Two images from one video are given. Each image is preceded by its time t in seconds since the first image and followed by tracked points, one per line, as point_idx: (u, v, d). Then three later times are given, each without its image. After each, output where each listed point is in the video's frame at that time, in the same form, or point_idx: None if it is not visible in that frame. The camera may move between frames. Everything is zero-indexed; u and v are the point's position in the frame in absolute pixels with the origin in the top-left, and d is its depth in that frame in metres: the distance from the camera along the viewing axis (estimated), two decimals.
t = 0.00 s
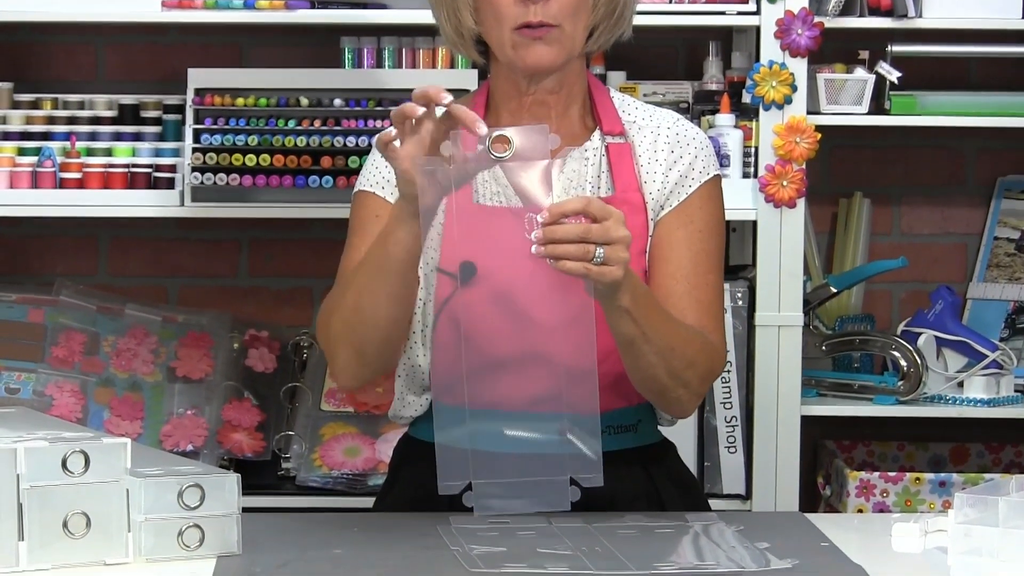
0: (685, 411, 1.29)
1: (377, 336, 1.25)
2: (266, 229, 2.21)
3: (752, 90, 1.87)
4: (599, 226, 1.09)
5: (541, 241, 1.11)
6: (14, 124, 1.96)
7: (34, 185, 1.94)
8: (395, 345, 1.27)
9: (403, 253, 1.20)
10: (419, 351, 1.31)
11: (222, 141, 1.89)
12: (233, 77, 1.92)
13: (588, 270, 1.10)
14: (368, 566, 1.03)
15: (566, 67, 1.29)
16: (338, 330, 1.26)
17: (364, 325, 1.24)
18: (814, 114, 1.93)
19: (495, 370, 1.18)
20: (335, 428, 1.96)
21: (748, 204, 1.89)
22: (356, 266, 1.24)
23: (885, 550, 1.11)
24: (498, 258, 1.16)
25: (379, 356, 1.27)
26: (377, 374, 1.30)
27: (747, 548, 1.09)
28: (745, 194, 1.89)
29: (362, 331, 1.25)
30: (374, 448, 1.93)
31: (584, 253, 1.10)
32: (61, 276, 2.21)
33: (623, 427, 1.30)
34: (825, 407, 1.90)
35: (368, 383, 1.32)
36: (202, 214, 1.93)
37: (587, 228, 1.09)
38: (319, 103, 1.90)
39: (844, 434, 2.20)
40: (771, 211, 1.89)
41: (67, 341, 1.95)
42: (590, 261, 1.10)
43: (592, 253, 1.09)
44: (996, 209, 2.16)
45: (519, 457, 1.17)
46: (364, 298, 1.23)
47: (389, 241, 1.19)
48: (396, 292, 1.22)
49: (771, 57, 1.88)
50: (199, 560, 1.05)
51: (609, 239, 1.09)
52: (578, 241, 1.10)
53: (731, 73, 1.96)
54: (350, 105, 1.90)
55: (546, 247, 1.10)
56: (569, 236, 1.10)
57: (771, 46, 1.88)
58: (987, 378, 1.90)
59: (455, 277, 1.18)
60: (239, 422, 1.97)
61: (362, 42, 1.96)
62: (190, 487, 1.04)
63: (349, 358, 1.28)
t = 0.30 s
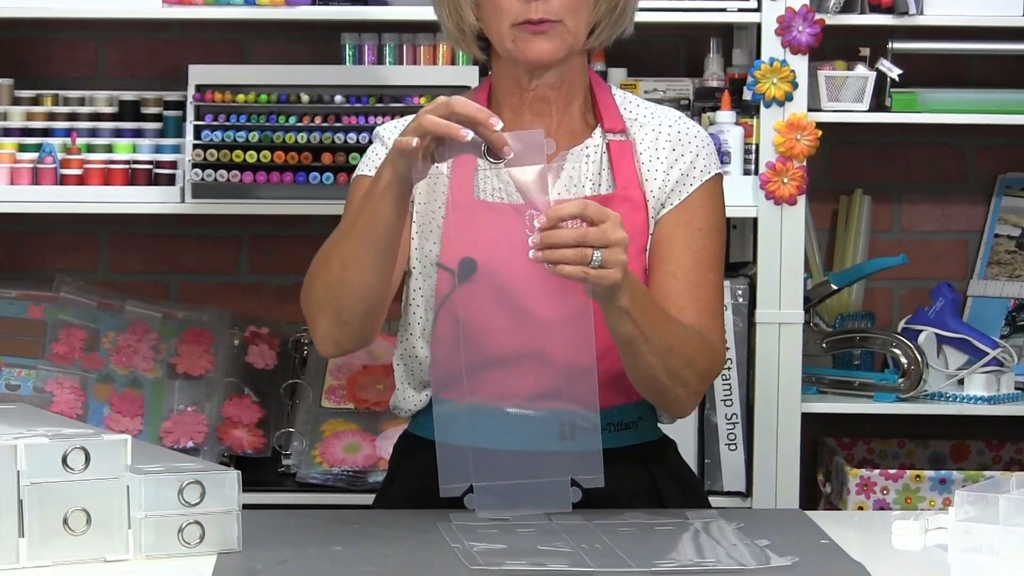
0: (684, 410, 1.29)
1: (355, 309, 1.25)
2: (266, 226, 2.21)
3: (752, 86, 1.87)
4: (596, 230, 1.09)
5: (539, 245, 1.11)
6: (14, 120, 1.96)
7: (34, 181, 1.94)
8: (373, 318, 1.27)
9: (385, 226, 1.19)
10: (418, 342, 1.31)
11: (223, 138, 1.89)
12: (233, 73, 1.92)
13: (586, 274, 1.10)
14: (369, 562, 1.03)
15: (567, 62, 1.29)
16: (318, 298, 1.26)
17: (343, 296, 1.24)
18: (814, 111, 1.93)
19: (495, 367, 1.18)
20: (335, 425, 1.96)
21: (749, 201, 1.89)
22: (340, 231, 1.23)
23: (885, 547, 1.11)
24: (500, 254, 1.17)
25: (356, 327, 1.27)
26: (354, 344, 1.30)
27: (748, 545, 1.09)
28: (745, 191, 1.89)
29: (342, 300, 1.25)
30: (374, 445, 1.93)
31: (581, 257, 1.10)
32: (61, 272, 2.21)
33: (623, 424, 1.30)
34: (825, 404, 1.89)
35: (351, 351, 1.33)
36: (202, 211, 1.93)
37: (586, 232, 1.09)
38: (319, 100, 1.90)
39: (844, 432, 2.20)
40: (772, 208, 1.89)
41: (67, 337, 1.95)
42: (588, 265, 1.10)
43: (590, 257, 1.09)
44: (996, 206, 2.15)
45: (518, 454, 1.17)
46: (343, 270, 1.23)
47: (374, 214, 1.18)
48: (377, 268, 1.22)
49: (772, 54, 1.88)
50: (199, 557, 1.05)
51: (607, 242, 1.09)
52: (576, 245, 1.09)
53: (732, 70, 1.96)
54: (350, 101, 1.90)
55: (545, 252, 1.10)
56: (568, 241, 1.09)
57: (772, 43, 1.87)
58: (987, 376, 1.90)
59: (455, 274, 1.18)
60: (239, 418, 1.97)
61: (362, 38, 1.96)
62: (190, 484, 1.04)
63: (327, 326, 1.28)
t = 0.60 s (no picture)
0: (683, 410, 1.29)
1: (351, 310, 1.25)
2: (266, 226, 2.21)
3: (752, 86, 1.87)
4: (605, 225, 1.09)
5: (547, 241, 1.11)
6: (14, 120, 1.97)
7: (34, 181, 1.94)
8: (370, 320, 1.27)
9: (381, 229, 1.19)
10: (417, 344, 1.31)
11: (222, 138, 1.89)
12: (233, 73, 1.92)
13: (595, 271, 1.10)
14: (368, 561, 1.03)
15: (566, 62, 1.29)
16: (315, 299, 1.26)
17: (339, 297, 1.24)
18: (814, 110, 1.93)
19: (496, 367, 1.17)
20: (335, 424, 1.96)
21: (748, 201, 1.90)
22: (337, 232, 1.24)
23: (885, 546, 1.11)
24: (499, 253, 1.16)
25: (353, 330, 1.27)
26: (351, 347, 1.30)
27: (747, 545, 1.09)
28: (745, 190, 1.89)
29: (338, 303, 1.25)
30: (374, 445, 1.93)
31: (591, 254, 1.10)
32: (61, 271, 2.21)
33: (623, 423, 1.31)
34: (824, 404, 1.89)
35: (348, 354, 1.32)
36: (202, 211, 1.93)
37: (595, 228, 1.09)
38: (319, 100, 1.91)
39: (844, 431, 2.20)
40: (771, 208, 1.89)
41: (67, 337, 1.95)
42: (597, 261, 1.10)
43: (600, 252, 1.09)
44: (996, 206, 2.15)
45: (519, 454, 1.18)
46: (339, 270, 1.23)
47: (371, 214, 1.19)
48: (373, 269, 1.22)
49: (771, 53, 1.88)
50: (198, 556, 1.05)
51: (614, 239, 1.10)
52: (585, 242, 1.10)
53: (731, 69, 1.96)
54: (350, 101, 1.90)
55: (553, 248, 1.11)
56: (578, 237, 1.10)
57: (771, 43, 1.88)
58: (986, 375, 1.90)
59: (454, 274, 1.18)
60: (238, 418, 1.97)
61: (362, 38, 1.96)
62: (189, 484, 1.04)
63: (324, 328, 1.28)
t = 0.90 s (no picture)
0: (683, 412, 1.29)
1: (355, 306, 1.25)
2: (266, 225, 2.21)
3: (752, 86, 1.87)
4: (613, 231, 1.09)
5: (554, 244, 1.11)
6: (14, 120, 1.97)
7: (34, 180, 1.94)
8: (374, 316, 1.27)
9: (387, 221, 1.19)
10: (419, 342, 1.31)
11: (222, 137, 1.89)
12: (233, 73, 1.92)
13: (602, 273, 1.10)
14: (369, 561, 1.03)
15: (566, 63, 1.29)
16: (321, 293, 1.26)
17: (343, 293, 1.24)
18: (814, 110, 1.93)
19: (498, 366, 1.17)
20: (335, 424, 1.96)
21: (748, 201, 1.90)
22: (341, 227, 1.24)
23: (885, 546, 1.11)
24: (501, 252, 1.16)
25: (358, 325, 1.27)
26: (356, 342, 1.30)
27: (747, 545, 1.09)
28: (745, 190, 1.89)
29: (343, 297, 1.25)
30: (374, 444, 1.93)
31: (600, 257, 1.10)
32: (60, 271, 2.21)
33: (623, 423, 1.31)
34: (825, 403, 1.89)
35: (352, 351, 1.32)
36: (202, 210, 1.93)
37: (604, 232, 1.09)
38: (319, 100, 1.91)
39: (844, 431, 2.20)
40: (771, 207, 1.89)
41: (67, 337, 1.95)
42: (604, 264, 1.10)
43: (607, 255, 1.10)
44: (996, 206, 2.15)
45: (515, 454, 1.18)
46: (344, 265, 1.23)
47: (378, 206, 1.19)
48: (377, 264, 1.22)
49: (771, 53, 1.88)
50: (198, 556, 1.05)
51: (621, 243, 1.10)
52: (593, 245, 1.10)
53: (731, 69, 1.96)
54: (350, 101, 1.90)
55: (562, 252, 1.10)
56: (588, 240, 1.10)
57: (771, 42, 1.88)
58: (986, 375, 1.90)
59: (455, 274, 1.18)
60: (238, 418, 1.97)
61: (362, 38, 1.96)
62: (190, 484, 1.04)
63: (329, 323, 1.28)
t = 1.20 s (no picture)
0: (687, 413, 1.29)
1: (354, 301, 1.25)
2: (266, 225, 2.21)
3: (752, 86, 1.87)
4: (612, 226, 1.10)
5: (554, 243, 1.11)
6: (14, 120, 1.97)
7: (34, 180, 1.94)
8: (373, 312, 1.27)
9: (389, 216, 1.19)
10: (420, 341, 1.31)
11: (222, 137, 1.89)
12: (233, 73, 1.92)
13: (604, 269, 1.10)
14: (370, 561, 1.03)
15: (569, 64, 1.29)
16: (321, 287, 1.26)
17: (343, 288, 1.24)
18: (814, 110, 1.93)
19: (499, 366, 1.18)
20: (335, 424, 1.96)
21: (748, 201, 1.90)
22: (341, 223, 1.24)
23: (885, 546, 1.11)
24: (501, 252, 1.16)
25: (357, 320, 1.27)
26: (354, 338, 1.30)
27: (747, 546, 1.09)
28: (745, 191, 1.89)
29: (343, 292, 1.24)
30: (374, 444, 1.93)
31: (601, 253, 1.10)
32: (60, 271, 2.21)
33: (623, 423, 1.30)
34: (825, 403, 1.89)
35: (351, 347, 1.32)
36: (202, 210, 1.93)
37: (603, 228, 1.10)
38: (319, 100, 1.91)
39: (844, 431, 2.19)
40: (771, 208, 1.89)
41: (67, 337, 1.95)
42: (605, 260, 1.10)
43: (608, 252, 1.10)
44: (996, 206, 2.15)
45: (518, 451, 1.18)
46: (345, 260, 1.23)
47: (379, 202, 1.19)
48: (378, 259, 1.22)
49: (771, 53, 1.88)
50: (198, 556, 1.05)
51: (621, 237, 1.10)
52: (594, 242, 1.10)
53: (732, 69, 1.96)
54: (350, 101, 1.90)
55: (561, 251, 1.10)
56: (589, 237, 1.10)
57: (771, 42, 1.88)
58: (986, 375, 1.90)
59: (455, 275, 1.18)
60: (239, 418, 1.97)
61: (362, 38, 1.96)
62: (190, 484, 1.04)
63: (328, 319, 1.27)
